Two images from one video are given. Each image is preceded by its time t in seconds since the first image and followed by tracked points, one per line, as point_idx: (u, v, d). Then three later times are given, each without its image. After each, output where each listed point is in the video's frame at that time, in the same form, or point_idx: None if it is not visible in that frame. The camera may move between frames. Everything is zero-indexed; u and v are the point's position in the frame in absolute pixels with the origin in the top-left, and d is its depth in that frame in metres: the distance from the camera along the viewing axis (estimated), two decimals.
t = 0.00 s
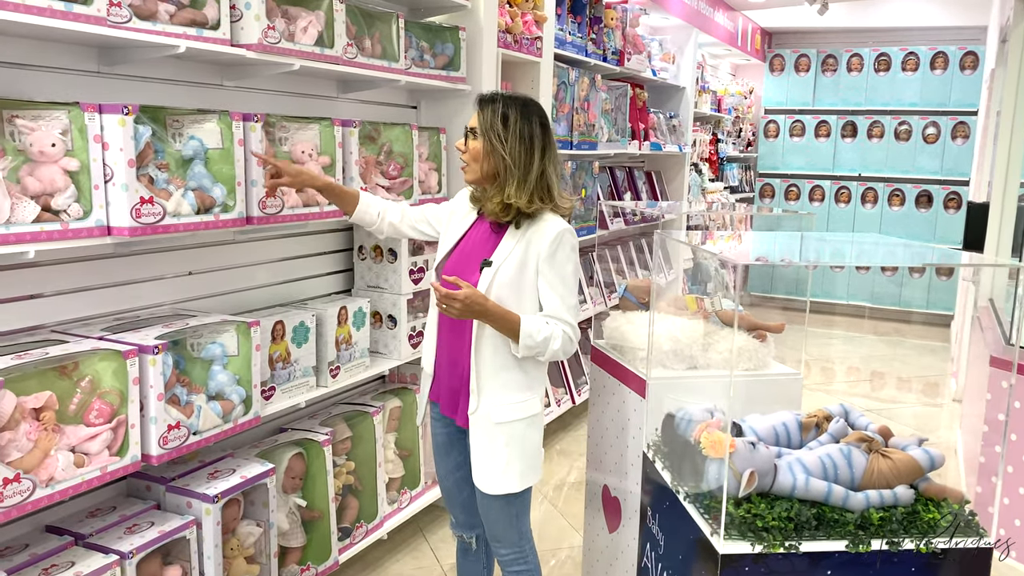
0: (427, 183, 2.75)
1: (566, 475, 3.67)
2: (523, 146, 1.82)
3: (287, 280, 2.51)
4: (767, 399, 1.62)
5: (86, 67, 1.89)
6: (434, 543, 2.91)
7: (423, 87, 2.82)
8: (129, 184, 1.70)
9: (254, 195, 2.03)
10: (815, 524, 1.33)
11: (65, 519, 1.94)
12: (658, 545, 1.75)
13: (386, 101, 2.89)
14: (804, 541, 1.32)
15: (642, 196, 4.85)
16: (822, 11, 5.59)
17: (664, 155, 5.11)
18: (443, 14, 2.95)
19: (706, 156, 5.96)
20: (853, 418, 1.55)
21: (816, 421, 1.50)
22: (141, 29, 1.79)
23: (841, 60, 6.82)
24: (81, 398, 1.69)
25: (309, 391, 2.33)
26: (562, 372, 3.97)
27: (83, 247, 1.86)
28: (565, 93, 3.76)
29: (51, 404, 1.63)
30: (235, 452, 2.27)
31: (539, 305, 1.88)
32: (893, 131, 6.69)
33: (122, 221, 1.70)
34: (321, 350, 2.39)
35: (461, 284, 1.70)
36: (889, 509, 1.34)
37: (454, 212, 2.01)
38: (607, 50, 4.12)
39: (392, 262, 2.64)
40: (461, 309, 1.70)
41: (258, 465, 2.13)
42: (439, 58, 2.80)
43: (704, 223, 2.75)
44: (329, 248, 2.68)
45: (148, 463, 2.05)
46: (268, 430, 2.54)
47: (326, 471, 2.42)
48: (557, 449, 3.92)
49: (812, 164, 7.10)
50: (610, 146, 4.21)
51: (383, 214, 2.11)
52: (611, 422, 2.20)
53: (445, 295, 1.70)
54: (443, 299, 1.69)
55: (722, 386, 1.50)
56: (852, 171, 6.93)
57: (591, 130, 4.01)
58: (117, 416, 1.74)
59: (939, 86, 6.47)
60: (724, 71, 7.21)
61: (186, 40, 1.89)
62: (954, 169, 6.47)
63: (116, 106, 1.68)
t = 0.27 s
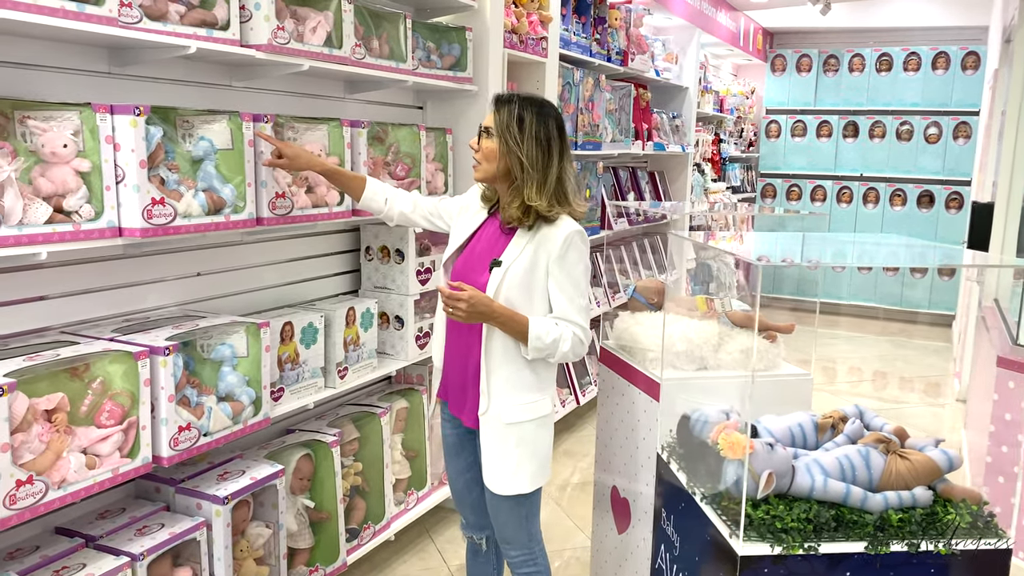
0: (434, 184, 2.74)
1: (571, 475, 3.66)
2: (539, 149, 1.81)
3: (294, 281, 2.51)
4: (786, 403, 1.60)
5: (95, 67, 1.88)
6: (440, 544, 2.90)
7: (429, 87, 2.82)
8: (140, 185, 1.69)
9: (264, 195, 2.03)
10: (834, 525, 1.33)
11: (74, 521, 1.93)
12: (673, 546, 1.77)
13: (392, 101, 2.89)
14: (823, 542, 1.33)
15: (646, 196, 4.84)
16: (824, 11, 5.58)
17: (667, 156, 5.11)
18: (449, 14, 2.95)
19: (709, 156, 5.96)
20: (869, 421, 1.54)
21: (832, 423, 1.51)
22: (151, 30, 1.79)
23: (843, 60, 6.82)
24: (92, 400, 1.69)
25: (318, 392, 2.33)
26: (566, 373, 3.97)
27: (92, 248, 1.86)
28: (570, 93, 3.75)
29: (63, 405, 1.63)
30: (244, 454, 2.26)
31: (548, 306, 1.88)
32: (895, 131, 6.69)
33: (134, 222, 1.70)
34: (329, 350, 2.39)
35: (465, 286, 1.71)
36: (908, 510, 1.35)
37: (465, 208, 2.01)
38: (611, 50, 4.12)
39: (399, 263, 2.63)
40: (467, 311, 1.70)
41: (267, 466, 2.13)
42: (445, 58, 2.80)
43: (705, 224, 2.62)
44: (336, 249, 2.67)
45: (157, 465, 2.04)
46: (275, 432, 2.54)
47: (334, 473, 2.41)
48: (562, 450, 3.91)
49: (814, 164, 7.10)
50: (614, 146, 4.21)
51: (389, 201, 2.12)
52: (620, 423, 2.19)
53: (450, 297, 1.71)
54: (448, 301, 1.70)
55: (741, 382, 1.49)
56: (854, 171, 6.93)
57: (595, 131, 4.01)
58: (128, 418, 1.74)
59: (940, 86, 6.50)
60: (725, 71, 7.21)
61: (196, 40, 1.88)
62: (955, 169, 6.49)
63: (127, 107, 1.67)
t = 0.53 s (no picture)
0: (437, 184, 2.74)
1: (573, 476, 3.66)
2: (546, 152, 1.81)
3: (298, 281, 2.50)
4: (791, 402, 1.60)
5: (100, 67, 1.87)
6: (443, 545, 2.90)
7: (432, 87, 2.81)
8: (146, 186, 1.69)
9: (269, 196, 2.02)
10: (847, 526, 1.34)
11: (79, 522, 1.92)
12: (682, 547, 1.76)
13: (394, 101, 2.88)
14: (835, 543, 1.33)
15: (646, 196, 4.84)
16: (824, 11, 5.59)
17: (667, 156, 5.11)
18: (452, 15, 2.95)
19: (709, 156, 5.96)
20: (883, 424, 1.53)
21: (841, 423, 1.51)
22: (157, 29, 1.78)
23: (842, 60, 6.83)
24: (98, 401, 1.68)
25: (322, 393, 2.32)
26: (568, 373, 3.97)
27: (98, 249, 1.85)
28: (571, 93, 3.75)
29: (69, 406, 1.62)
30: (249, 455, 2.26)
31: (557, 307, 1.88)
32: (894, 131, 6.70)
33: (140, 222, 1.69)
34: (333, 351, 2.38)
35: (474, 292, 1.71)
36: (920, 510, 1.35)
37: (470, 208, 2.00)
38: (612, 51, 4.12)
39: (403, 263, 2.63)
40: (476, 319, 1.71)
41: (272, 467, 2.12)
42: (448, 58, 2.79)
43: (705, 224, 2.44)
44: (339, 249, 2.67)
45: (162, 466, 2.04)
46: (279, 433, 2.53)
47: (338, 474, 2.41)
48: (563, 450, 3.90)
49: (813, 164, 7.10)
50: (615, 146, 4.21)
51: (392, 202, 2.11)
52: (625, 423, 2.19)
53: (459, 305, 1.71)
54: (458, 308, 1.70)
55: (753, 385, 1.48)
56: (853, 171, 6.94)
57: (596, 130, 4.01)
58: (134, 419, 1.73)
59: (939, 87, 6.50)
60: (725, 71, 7.21)
61: (201, 40, 1.88)
62: (954, 169, 6.51)
63: (134, 107, 1.66)
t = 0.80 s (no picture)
0: (437, 183, 2.74)
1: (573, 476, 3.65)
2: (554, 152, 1.82)
3: (298, 281, 2.49)
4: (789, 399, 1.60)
5: (100, 66, 1.86)
6: (444, 545, 2.89)
7: (432, 86, 2.81)
8: (147, 185, 1.68)
9: (270, 195, 2.01)
10: (853, 525, 1.33)
11: (79, 523, 1.92)
12: (687, 547, 1.76)
13: (394, 100, 2.88)
14: (841, 542, 1.33)
15: (645, 196, 4.84)
16: (822, 11, 5.59)
17: (666, 155, 5.11)
18: (452, 14, 2.94)
19: (707, 156, 5.96)
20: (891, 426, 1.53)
21: (846, 422, 1.53)
22: (157, 28, 1.77)
23: (839, 60, 6.84)
24: (99, 402, 1.67)
25: (322, 393, 2.31)
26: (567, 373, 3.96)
27: (98, 248, 1.84)
28: (571, 93, 3.75)
29: (69, 407, 1.61)
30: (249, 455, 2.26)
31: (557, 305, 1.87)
32: (891, 130, 6.71)
33: (141, 222, 1.68)
34: (334, 351, 2.38)
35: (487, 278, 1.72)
36: (926, 510, 1.35)
37: (473, 211, 2.01)
38: (612, 50, 4.12)
39: (403, 263, 2.62)
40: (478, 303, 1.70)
41: (273, 467, 2.11)
42: (448, 57, 2.79)
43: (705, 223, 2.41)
44: (339, 249, 2.66)
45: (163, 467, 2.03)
46: (279, 433, 2.53)
47: (339, 474, 2.41)
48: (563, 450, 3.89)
49: (811, 164, 7.11)
50: (614, 146, 4.20)
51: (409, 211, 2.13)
52: (626, 423, 2.19)
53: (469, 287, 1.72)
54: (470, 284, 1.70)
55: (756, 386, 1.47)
56: (851, 171, 6.94)
57: (595, 130, 4.00)
58: (135, 420, 1.72)
59: (937, 87, 6.51)
60: (723, 71, 7.21)
61: (202, 39, 1.87)
62: (952, 169, 6.51)
63: (134, 106, 1.66)
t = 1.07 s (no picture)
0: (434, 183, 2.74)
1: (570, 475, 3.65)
2: (559, 151, 1.81)
3: (295, 281, 2.49)
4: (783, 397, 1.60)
5: (96, 65, 1.86)
6: (442, 545, 2.89)
7: (429, 86, 2.80)
8: (144, 184, 1.67)
9: (268, 194, 2.01)
10: (853, 524, 1.33)
11: (75, 524, 1.91)
12: (686, 546, 1.76)
13: (391, 100, 2.87)
14: (842, 541, 1.33)
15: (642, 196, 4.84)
16: (819, 10, 5.60)
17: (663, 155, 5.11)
18: (449, 13, 2.94)
19: (703, 156, 5.97)
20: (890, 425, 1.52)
21: (845, 421, 1.52)
22: (154, 27, 1.77)
23: (835, 59, 6.85)
24: (96, 402, 1.66)
25: (320, 393, 2.31)
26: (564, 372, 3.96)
27: (95, 248, 1.83)
28: (568, 93, 3.75)
29: (67, 407, 1.60)
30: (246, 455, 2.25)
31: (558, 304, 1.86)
32: (887, 130, 6.72)
33: (138, 221, 1.68)
34: (331, 351, 2.37)
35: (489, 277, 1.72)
36: (926, 508, 1.35)
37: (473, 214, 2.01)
38: (608, 49, 4.12)
39: (400, 262, 2.62)
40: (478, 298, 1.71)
41: (270, 467, 2.11)
42: (445, 56, 2.79)
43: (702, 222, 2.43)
44: (336, 248, 2.65)
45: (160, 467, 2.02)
46: (276, 433, 2.52)
47: (337, 474, 2.40)
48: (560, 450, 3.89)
49: (807, 164, 7.12)
50: (611, 145, 4.21)
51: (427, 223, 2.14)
52: (625, 422, 2.19)
53: (471, 285, 1.72)
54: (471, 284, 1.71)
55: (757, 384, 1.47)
56: (847, 171, 6.96)
57: (592, 129, 4.00)
58: (132, 420, 1.72)
59: (932, 86, 6.53)
60: (719, 70, 7.21)
61: (199, 37, 1.86)
62: (947, 168, 6.55)
63: (131, 105, 1.65)
